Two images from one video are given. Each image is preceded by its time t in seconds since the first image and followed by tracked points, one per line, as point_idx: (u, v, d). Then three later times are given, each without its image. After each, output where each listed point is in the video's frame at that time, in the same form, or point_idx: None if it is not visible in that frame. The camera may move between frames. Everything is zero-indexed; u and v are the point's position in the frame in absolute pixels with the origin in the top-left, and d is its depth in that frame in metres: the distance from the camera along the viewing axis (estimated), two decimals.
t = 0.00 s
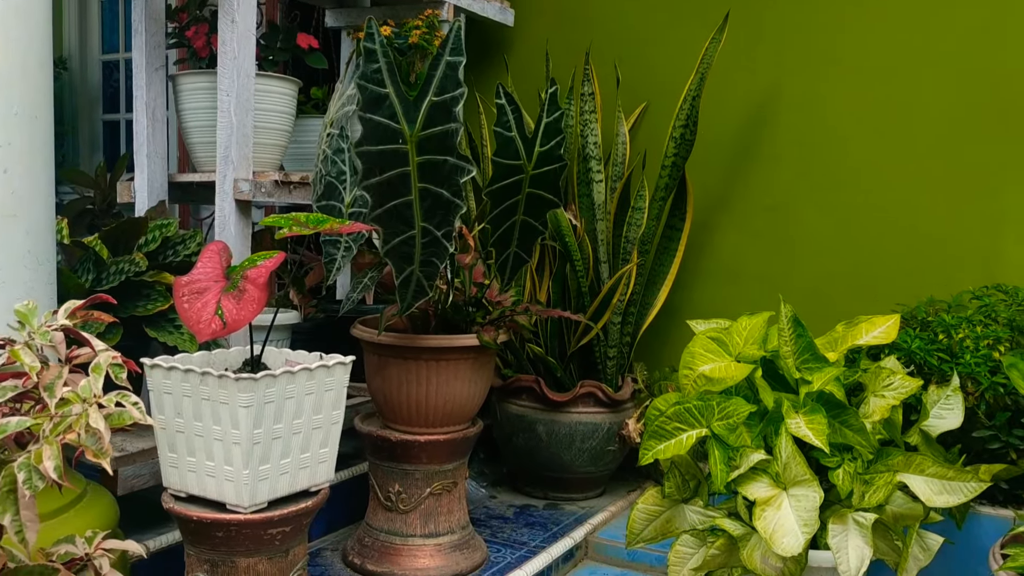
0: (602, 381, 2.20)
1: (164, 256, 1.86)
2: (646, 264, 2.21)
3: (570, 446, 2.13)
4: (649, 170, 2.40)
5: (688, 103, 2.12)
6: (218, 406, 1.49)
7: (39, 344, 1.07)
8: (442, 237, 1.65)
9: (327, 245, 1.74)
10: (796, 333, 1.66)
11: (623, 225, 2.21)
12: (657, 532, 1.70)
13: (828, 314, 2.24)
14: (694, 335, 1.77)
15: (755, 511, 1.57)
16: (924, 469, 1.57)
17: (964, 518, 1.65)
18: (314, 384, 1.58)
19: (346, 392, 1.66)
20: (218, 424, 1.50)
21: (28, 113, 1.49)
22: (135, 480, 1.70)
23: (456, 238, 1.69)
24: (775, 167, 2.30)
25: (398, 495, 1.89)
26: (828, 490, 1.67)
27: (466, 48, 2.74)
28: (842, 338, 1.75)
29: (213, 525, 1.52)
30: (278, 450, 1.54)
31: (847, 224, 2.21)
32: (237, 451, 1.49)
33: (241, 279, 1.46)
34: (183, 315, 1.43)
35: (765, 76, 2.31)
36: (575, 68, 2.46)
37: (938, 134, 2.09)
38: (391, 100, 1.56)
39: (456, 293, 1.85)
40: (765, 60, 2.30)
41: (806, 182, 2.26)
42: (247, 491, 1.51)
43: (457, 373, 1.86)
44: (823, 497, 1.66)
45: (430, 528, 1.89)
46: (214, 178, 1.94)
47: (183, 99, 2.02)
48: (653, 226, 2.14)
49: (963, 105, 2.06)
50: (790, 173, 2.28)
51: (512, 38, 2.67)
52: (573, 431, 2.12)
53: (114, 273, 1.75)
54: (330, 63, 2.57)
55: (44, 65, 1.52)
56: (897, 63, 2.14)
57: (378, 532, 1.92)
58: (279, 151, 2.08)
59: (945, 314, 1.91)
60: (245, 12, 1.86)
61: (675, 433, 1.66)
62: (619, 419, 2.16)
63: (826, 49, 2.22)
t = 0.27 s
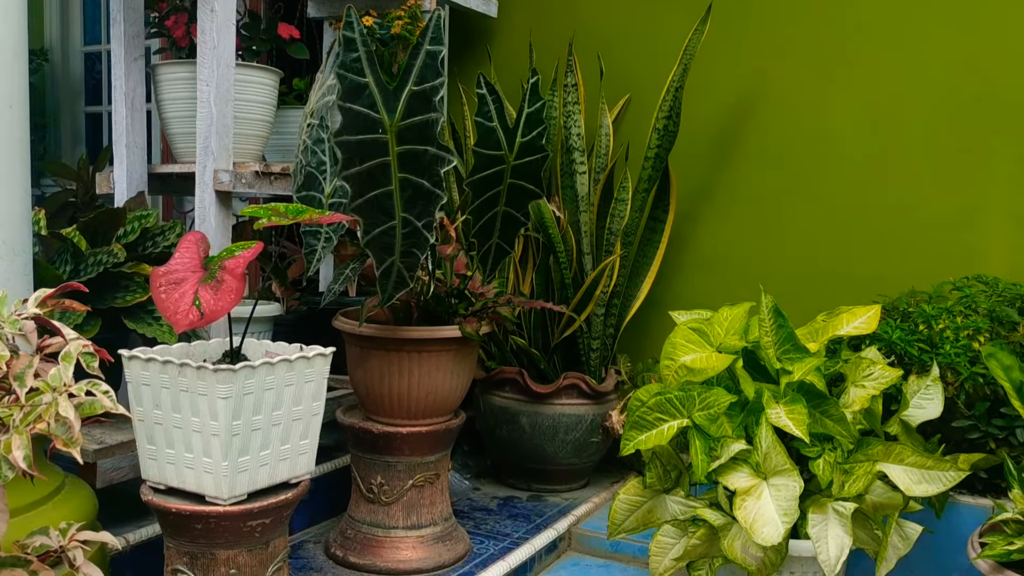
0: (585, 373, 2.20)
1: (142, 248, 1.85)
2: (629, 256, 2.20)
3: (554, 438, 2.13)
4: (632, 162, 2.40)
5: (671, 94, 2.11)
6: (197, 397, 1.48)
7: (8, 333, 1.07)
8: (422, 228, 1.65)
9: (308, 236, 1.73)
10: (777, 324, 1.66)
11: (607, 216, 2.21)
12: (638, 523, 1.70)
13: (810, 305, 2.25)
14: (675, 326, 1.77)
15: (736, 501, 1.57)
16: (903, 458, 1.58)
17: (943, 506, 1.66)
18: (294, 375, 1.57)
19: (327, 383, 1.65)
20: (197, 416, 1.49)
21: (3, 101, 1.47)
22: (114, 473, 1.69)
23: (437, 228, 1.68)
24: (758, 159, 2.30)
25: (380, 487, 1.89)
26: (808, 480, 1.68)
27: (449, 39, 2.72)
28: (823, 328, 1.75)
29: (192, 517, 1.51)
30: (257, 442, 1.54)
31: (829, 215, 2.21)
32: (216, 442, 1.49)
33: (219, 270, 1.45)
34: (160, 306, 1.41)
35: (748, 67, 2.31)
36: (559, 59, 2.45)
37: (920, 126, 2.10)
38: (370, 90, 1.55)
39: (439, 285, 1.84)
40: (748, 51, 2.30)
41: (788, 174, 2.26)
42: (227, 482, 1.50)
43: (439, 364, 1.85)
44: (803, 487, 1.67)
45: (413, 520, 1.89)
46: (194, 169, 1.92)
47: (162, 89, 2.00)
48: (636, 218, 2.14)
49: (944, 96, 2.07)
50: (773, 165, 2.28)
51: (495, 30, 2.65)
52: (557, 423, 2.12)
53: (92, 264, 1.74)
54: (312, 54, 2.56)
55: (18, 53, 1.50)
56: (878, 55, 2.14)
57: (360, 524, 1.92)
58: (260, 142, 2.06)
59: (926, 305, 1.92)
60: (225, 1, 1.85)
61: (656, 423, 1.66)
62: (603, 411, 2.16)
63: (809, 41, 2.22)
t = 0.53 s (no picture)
0: (566, 362, 2.20)
1: (117, 236, 1.83)
2: (610, 245, 2.20)
3: (535, 426, 2.13)
4: (613, 150, 2.40)
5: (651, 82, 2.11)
6: (172, 386, 1.47)
7: None
8: (399, 216, 1.64)
9: (285, 225, 1.73)
10: (755, 311, 1.67)
11: (587, 205, 2.21)
12: (617, 510, 1.71)
13: (789, 293, 2.25)
14: (654, 314, 1.78)
15: (713, 488, 1.58)
16: (879, 444, 1.58)
17: (919, 492, 1.67)
18: (270, 364, 1.56)
19: (304, 372, 1.64)
20: (172, 405, 1.48)
21: None
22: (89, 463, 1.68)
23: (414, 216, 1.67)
24: (738, 148, 2.30)
25: (359, 477, 1.88)
26: (786, 467, 1.69)
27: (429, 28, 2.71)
28: (801, 316, 1.76)
29: (168, 507, 1.50)
30: (234, 431, 1.53)
31: (809, 203, 2.22)
32: (192, 432, 1.48)
33: (194, 258, 1.44)
34: (134, 295, 1.39)
35: (728, 56, 2.31)
36: (539, 48, 2.44)
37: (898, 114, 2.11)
38: (346, 76, 1.54)
39: (418, 274, 1.84)
40: (727, 40, 2.30)
41: (767, 163, 2.27)
42: (202, 472, 1.49)
43: (419, 353, 1.85)
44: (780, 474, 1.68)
45: (393, 509, 1.89)
46: (170, 157, 1.90)
47: (138, 77, 1.98)
48: (616, 207, 2.13)
49: (921, 85, 2.08)
50: (753, 153, 2.28)
51: (476, 18, 2.64)
52: (537, 412, 2.12)
53: (66, 253, 1.72)
54: (291, 42, 2.54)
55: None
56: (856, 43, 2.15)
57: (340, 513, 1.91)
58: (238, 130, 2.05)
59: (903, 293, 1.93)
60: None
61: (634, 411, 1.67)
62: (583, 400, 2.17)
63: (788, 29, 2.23)
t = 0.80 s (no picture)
0: (547, 351, 2.20)
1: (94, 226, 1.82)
2: (591, 234, 2.20)
3: (516, 416, 2.13)
4: (595, 140, 2.39)
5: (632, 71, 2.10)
6: (148, 376, 1.46)
7: None
8: (378, 204, 1.63)
9: (262, 213, 1.72)
10: (734, 299, 1.67)
11: (568, 195, 2.20)
12: (597, 498, 1.72)
13: (769, 282, 2.26)
14: (634, 302, 1.77)
15: (693, 475, 1.58)
16: (857, 431, 1.59)
17: (897, 479, 1.68)
18: (248, 354, 1.55)
19: (282, 362, 1.64)
20: (149, 395, 1.47)
21: None
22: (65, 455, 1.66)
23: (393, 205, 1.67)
24: (719, 137, 2.30)
25: (340, 467, 1.88)
26: (765, 454, 1.69)
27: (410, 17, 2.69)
28: (780, 304, 1.76)
29: (145, 498, 1.49)
30: (211, 421, 1.52)
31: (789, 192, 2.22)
32: (168, 422, 1.47)
33: (169, 246, 1.42)
34: (107, 284, 1.38)
35: (708, 44, 2.31)
36: (521, 37, 2.42)
37: (877, 103, 2.11)
38: (324, 63, 1.53)
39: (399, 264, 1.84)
40: (708, 28, 2.30)
41: (748, 151, 2.27)
42: (179, 462, 1.48)
43: (399, 343, 1.84)
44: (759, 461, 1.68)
45: (374, 500, 1.88)
46: (147, 146, 1.88)
47: (114, 65, 1.96)
48: (597, 196, 2.13)
49: (900, 74, 2.08)
50: (734, 142, 2.29)
51: (457, 7, 2.63)
52: (519, 401, 2.11)
53: (41, 242, 1.70)
54: (270, 31, 2.51)
55: None
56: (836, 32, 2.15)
57: (320, 504, 1.91)
58: (216, 119, 2.03)
59: (883, 281, 1.94)
60: None
61: (614, 399, 1.66)
62: (565, 389, 2.17)
63: (768, 18, 2.23)
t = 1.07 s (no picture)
0: (529, 341, 2.20)
1: (69, 216, 1.80)
2: (572, 224, 2.20)
3: (498, 406, 2.13)
4: (575, 129, 2.38)
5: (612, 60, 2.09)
6: (123, 366, 1.44)
7: None
8: (355, 192, 1.62)
9: (240, 202, 1.71)
10: (713, 287, 1.67)
11: (549, 185, 2.19)
12: (577, 487, 1.71)
13: (749, 271, 2.27)
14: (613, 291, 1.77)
15: (671, 463, 1.59)
16: (835, 418, 1.60)
17: (875, 465, 1.69)
18: (224, 343, 1.54)
19: (260, 352, 1.63)
20: (124, 385, 1.45)
21: None
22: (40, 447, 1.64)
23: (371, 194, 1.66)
24: (699, 126, 2.30)
25: (320, 458, 1.87)
26: (743, 441, 1.69)
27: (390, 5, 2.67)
28: (759, 292, 1.76)
29: (121, 489, 1.48)
30: (187, 411, 1.51)
31: (768, 181, 2.23)
32: (144, 412, 1.45)
33: (143, 235, 1.41)
34: (81, 273, 1.37)
35: (688, 33, 2.30)
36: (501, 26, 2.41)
37: (855, 92, 2.12)
38: (300, 51, 1.52)
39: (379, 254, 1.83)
40: (687, 17, 2.30)
41: (728, 141, 2.27)
42: (156, 453, 1.47)
43: (378, 333, 1.84)
44: (738, 448, 1.68)
45: (354, 490, 1.88)
46: (123, 134, 1.86)
47: (89, 53, 1.93)
48: (578, 185, 2.13)
49: (879, 63, 2.09)
50: (714, 131, 2.29)
51: None
52: (500, 391, 2.11)
53: (14, 232, 1.68)
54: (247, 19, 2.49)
55: None
56: (815, 21, 2.15)
57: (300, 495, 1.90)
58: (193, 108, 2.01)
59: (862, 270, 1.95)
60: None
61: (593, 387, 1.66)
62: (546, 379, 2.17)
63: (747, 7, 2.23)
